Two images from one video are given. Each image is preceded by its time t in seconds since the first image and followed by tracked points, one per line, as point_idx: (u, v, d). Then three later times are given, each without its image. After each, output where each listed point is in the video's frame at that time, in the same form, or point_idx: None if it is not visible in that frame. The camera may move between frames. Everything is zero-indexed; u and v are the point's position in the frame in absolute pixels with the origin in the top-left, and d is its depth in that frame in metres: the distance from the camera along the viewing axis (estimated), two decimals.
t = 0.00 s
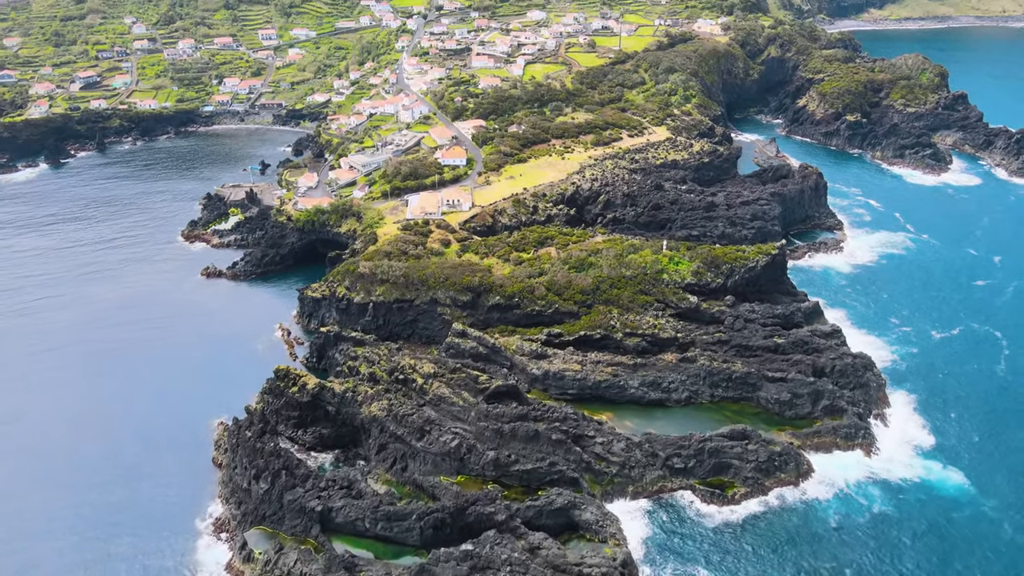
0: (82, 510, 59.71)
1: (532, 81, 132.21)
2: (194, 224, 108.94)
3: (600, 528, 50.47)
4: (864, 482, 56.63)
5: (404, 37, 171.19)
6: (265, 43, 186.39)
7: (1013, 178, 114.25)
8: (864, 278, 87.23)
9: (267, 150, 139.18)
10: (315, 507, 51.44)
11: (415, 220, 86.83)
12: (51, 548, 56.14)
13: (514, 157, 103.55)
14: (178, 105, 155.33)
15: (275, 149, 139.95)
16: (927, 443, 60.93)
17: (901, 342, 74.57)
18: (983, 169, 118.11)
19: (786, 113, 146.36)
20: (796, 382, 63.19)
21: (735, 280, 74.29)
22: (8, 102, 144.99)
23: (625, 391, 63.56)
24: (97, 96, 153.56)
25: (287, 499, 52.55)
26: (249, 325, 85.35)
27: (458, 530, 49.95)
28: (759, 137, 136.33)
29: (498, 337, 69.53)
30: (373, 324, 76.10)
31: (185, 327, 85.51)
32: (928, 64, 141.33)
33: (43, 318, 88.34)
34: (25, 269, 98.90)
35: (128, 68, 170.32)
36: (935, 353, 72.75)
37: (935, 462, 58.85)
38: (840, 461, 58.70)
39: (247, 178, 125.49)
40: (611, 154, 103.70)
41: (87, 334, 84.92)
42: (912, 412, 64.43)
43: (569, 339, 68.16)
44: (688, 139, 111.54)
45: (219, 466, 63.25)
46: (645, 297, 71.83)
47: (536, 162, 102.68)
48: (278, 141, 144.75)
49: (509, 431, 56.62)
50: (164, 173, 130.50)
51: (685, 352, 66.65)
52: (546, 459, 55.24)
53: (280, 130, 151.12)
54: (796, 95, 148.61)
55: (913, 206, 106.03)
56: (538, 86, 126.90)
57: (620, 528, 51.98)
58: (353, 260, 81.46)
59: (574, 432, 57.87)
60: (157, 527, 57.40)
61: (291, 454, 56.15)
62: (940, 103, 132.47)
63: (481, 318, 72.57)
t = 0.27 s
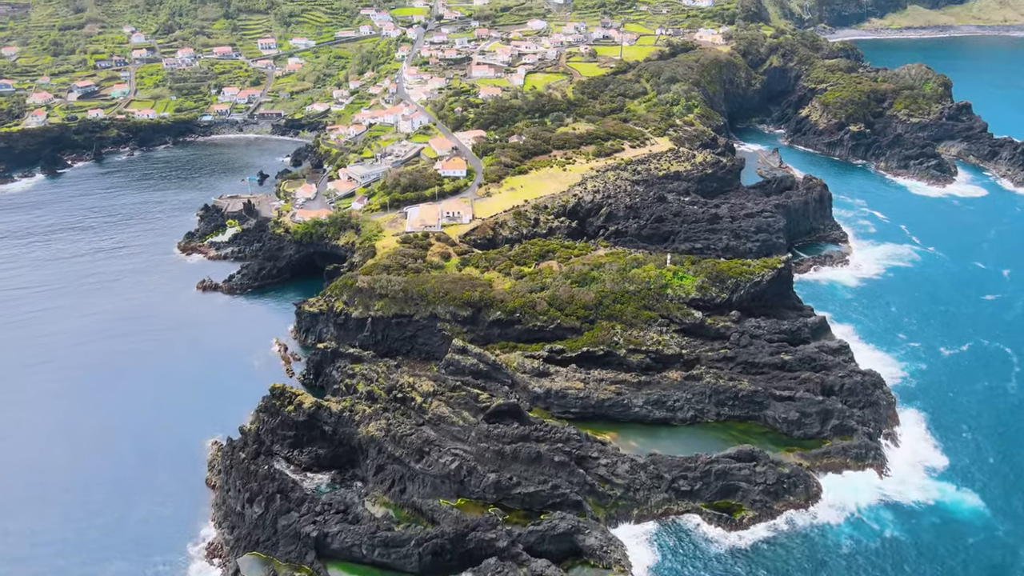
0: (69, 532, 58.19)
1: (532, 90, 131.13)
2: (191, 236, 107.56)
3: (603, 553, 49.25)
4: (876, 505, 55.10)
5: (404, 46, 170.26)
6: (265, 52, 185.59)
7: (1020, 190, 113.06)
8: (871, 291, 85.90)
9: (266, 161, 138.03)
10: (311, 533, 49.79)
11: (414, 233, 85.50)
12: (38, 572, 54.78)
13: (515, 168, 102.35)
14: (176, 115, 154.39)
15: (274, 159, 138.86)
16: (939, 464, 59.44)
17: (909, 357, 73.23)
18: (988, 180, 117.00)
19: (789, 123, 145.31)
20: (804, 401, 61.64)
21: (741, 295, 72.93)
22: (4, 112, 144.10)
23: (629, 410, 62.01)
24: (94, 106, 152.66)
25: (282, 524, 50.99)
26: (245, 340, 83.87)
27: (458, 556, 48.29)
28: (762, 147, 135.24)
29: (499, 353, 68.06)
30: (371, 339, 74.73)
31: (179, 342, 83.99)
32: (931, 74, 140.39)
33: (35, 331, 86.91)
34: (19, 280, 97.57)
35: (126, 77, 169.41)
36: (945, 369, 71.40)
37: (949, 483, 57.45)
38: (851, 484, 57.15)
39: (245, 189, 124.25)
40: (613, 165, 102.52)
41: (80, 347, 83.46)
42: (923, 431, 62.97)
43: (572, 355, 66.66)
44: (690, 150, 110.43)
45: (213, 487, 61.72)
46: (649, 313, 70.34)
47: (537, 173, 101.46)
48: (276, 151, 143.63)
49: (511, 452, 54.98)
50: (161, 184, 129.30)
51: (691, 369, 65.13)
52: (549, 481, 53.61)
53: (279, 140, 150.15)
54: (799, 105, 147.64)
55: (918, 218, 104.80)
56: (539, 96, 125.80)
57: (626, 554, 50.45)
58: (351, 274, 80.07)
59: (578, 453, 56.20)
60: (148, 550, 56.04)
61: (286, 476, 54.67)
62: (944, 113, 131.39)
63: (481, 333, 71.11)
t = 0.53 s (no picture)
0: (58, 554, 56.93)
1: (533, 101, 130.11)
2: (188, 248, 106.12)
3: None
4: (888, 530, 53.62)
5: (404, 56, 169.35)
6: (264, 62, 184.82)
7: None
8: (878, 305, 84.51)
9: (265, 171, 136.85)
10: (305, 559, 47.59)
11: (414, 246, 84.14)
12: None
13: (515, 180, 101.11)
14: (174, 126, 153.48)
15: (273, 170, 137.70)
16: (951, 487, 58.14)
17: (919, 373, 71.89)
18: (994, 192, 115.89)
19: (792, 134, 144.25)
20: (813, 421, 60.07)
21: (747, 311, 71.55)
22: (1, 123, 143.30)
23: (633, 429, 60.42)
24: (92, 116, 151.83)
25: (275, 550, 49.21)
26: (241, 354, 82.59)
27: None
28: (765, 158, 134.06)
29: (500, 370, 66.59)
30: (370, 355, 73.38)
31: (175, 355, 82.76)
32: (935, 84, 139.49)
33: (27, 344, 85.57)
34: (12, 292, 96.29)
35: (125, 87, 168.57)
36: (956, 386, 70.06)
37: (963, 506, 56.22)
38: (862, 507, 55.72)
39: (243, 200, 123.01)
40: (615, 177, 101.30)
41: (75, 360, 82.23)
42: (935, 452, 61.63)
43: (574, 372, 65.14)
44: (693, 161, 109.27)
45: (206, 509, 60.19)
46: (653, 329, 68.89)
47: (538, 185, 100.21)
48: (275, 162, 142.50)
49: (512, 475, 53.16)
50: (159, 195, 128.12)
51: (696, 387, 63.58)
52: (552, 506, 51.83)
53: (278, 151, 149.18)
54: (802, 115, 146.63)
55: (924, 230, 103.59)
56: (540, 106, 124.72)
57: None
58: (349, 288, 78.73)
59: (581, 476, 54.47)
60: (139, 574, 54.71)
61: (280, 500, 53.10)
62: (949, 124, 130.18)
63: (482, 350, 69.63)
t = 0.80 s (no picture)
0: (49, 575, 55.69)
1: (534, 111, 129.07)
2: (183, 261, 104.64)
3: None
4: (902, 557, 52.20)
5: (404, 65, 168.43)
6: (264, 71, 183.95)
7: None
8: (886, 319, 83.06)
9: (263, 182, 135.56)
10: None
11: (413, 260, 82.75)
12: None
13: (516, 192, 99.79)
14: (172, 135, 152.48)
15: (271, 180, 136.46)
16: (965, 509, 56.75)
17: (929, 391, 70.40)
18: (1001, 203, 114.61)
19: (795, 144, 143.13)
20: (823, 441, 58.47)
21: (753, 327, 70.05)
22: None
23: (638, 450, 58.70)
24: (90, 126, 150.89)
25: None
26: (240, 368, 81.12)
27: None
28: (768, 168, 132.87)
29: (501, 388, 65.03)
30: (368, 372, 71.85)
31: (174, 368, 81.47)
32: (939, 94, 138.49)
33: (19, 357, 84.16)
34: (5, 305, 94.95)
35: (123, 97, 167.73)
36: (967, 404, 68.58)
37: (978, 529, 54.92)
38: (874, 531, 54.32)
39: (240, 211, 121.67)
40: (617, 188, 99.99)
41: (71, 372, 80.92)
42: (947, 473, 60.24)
43: (576, 390, 63.57)
44: (696, 172, 108.07)
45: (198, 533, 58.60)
46: (658, 345, 67.38)
47: (539, 197, 98.89)
48: (273, 172, 141.24)
49: (513, 499, 51.47)
50: (155, 205, 126.83)
51: (702, 406, 62.00)
52: (555, 531, 50.09)
53: (277, 161, 148.10)
54: (804, 126, 145.52)
55: (930, 242, 102.22)
56: (540, 116, 123.61)
57: None
58: (347, 303, 77.31)
59: (584, 499, 52.66)
60: None
61: (274, 526, 51.38)
62: (953, 134, 128.97)
63: (483, 367, 68.09)
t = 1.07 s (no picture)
0: None
1: (534, 121, 127.92)
2: (179, 273, 103.15)
3: None
4: None
5: (404, 75, 167.48)
6: (263, 80, 183.04)
7: None
8: (894, 334, 81.46)
9: (261, 193, 134.27)
10: None
11: (412, 274, 81.30)
12: None
13: (517, 204, 98.42)
14: (170, 145, 151.32)
15: (269, 191, 135.19)
16: (979, 533, 55.38)
17: (940, 409, 68.79)
18: (1007, 215, 113.33)
19: (797, 154, 141.96)
20: (833, 462, 56.85)
21: (759, 343, 68.60)
22: None
23: (643, 471, 57.01)
24: (87, 136, 149.81)
25: None
26: (237, 383, 79.56)
27: None
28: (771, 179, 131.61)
29: (502, 407, 63.42)
30: (365, 389, 70.32)
31: (169, 382, 79.88)
32: (943, 104, 137.38)
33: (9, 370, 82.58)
34: None
35: (121, 107, 166.75)
36: (979, 423, 66.98)
37: (992, 554, 53.63)
38: (887, 557, 52.90)
39: (237, 223, 120.29)
40: (619, 200, 98.64)
41: (64, 386, 79.30)
42: (960, 495, 58.89)
43: (579, 408, 61.99)
44: (699, 184, 106.78)
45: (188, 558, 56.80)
46: (662, 362, 65.82)
47: (540, 209, 97.52)
48: (272, 183, 139.96)
49: (514, 523, 49.79)
50: (152, 216, 125.47)
51: (708, 426, 60.38)
52: (557, 557, 48.29)
53: (275, 172, 146.89)
54: (807, 136, 144.36)
55: (936, 254, 100.76)
56: (541, 126, 122.42)
57: None
58: (345, 318, 75.77)
59: (587, 524, 50.88)
60: None
61: (267, 552, 49.88)
62: (958, 144, 127.76)
63: (483, 384, 66.49)
